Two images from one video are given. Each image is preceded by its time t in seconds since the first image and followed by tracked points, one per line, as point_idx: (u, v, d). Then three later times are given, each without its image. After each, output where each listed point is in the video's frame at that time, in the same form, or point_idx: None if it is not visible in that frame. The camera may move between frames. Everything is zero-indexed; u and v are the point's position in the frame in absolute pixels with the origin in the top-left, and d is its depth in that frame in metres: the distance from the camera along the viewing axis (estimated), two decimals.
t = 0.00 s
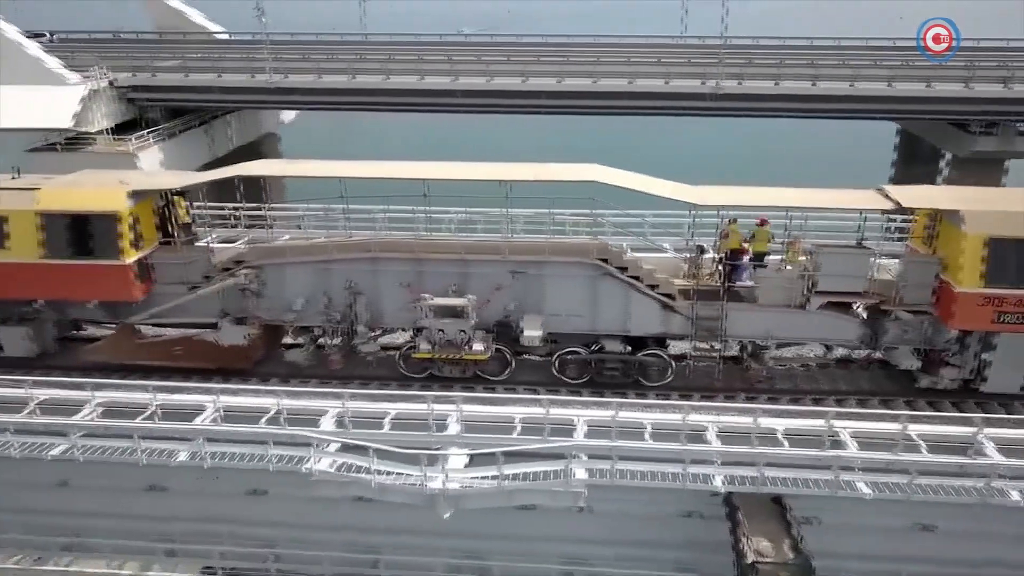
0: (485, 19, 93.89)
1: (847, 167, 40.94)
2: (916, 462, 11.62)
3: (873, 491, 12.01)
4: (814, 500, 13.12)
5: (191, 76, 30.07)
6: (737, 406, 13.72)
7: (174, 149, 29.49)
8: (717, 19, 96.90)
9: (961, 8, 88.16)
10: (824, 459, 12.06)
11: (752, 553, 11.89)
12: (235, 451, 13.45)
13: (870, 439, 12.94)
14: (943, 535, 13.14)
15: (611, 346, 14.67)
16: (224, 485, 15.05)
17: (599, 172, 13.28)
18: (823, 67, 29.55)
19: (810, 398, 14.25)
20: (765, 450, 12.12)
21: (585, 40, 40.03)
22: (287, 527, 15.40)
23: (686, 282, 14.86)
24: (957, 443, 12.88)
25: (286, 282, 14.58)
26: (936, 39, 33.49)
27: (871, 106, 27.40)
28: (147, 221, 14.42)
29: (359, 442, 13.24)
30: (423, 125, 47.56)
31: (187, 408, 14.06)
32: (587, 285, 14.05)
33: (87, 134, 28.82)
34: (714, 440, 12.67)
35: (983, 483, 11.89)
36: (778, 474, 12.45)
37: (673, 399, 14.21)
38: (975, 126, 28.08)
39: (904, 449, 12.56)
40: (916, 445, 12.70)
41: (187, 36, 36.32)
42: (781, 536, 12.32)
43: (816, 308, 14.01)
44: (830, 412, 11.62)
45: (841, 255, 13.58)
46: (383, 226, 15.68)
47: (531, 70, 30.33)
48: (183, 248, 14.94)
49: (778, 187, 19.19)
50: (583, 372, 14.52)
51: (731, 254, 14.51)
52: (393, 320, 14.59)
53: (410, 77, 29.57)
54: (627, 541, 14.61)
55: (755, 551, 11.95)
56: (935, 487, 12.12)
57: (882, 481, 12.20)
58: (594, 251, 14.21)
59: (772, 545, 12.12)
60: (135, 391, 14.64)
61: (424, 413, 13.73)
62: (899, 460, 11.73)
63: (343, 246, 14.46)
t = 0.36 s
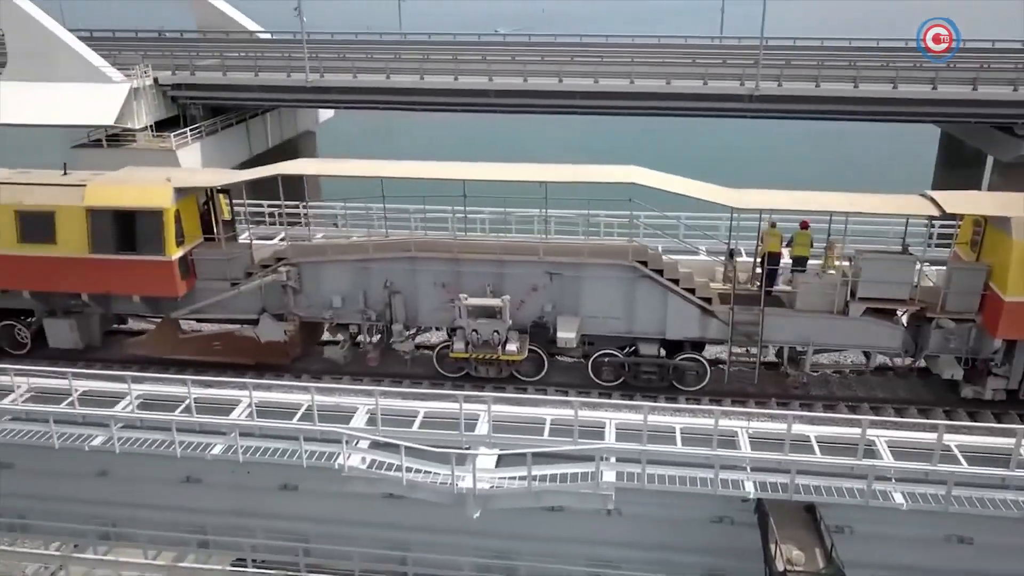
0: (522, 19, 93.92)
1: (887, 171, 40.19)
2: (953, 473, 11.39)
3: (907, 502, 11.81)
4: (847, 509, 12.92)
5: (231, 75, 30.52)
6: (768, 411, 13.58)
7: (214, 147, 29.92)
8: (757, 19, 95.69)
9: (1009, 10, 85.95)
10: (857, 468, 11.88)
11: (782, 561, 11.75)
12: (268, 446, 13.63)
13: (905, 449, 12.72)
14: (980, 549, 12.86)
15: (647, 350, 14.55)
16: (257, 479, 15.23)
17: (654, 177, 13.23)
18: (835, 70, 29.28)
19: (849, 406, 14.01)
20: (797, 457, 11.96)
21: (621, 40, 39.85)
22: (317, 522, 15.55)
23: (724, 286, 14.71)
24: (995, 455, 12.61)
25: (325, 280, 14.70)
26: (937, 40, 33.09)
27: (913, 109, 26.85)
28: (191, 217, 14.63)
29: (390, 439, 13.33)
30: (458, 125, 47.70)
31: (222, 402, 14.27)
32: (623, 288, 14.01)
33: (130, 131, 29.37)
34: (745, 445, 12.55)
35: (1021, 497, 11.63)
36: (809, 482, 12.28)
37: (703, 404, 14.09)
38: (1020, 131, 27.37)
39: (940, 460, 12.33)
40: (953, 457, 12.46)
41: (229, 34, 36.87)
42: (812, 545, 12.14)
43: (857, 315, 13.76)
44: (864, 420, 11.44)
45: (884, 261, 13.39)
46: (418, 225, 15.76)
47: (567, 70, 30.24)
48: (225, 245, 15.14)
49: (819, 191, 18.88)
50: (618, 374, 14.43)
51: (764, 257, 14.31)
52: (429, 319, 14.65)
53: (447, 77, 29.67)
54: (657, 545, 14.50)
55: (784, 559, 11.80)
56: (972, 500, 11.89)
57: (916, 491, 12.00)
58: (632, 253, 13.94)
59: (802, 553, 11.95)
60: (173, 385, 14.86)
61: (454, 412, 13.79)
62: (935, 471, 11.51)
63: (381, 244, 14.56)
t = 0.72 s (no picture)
0: (557, 19, 93.89)
1: (927, 175, 39.44)
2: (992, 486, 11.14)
3: (945, 513, 11.59)
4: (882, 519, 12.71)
5: (271, 73, 30.92)
6: (802, 418, 13.42)
7: (252, 144, 30.32)
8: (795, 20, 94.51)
9: None
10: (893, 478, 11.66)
11: (814, 570, 11.55)
12: (301, 441, 13.80)
13: (943, 460, 12.47)
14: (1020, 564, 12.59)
15: (684, 354, 14.43)
16: (289, 473, 15.40)
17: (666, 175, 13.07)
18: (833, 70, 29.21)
19: (888, 415, 13.77)
20: (830, 465, 11.81)
21: (658, 41, 39.58)
22: (347, 518, 15.68)
23: (764, 291, 14.54)
24: None
25: (364, 279, 14.79)
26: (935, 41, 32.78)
27: (957, 113, 26.31)
28: (233, 215, 14.83)
29: (421, 437, 13.42)
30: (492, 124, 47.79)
31: (256, 397, 14.47)
32: (661, 291, 13.91)
33: (171, 128, 29.90)
34: (778, 452, 12.40)
35: None
36: (842, 490, 12.12)
37: (736, 409, 13.95)
38: None
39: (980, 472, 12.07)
40: (993, 470, 12.18)
41: (269, 34, 37.35)
42: (845, 555, 11.93)
43: (901, 322, 13.49)
44: (900, 429, 11.23)
45: (930, 268, 13.12)
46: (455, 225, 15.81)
47: (603, 71, 30.10)
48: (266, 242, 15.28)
49: (862, 195, 18.56)
50: (654, 378, 14.34)
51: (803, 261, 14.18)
52: (465, 318, 14.68)
53: (482, 77, 29.75)
54: (687, 550, 14.37)
55: (816, 568, 11.60)
56: (1012, 514, 11.63)
57: (954, 504, 11.76)
58: (672, 256, 13.85)
59: (834, 563, 11.74)
60: (210, 379, 15.10)
61: (484, 412, 13.83)
62: (973, 482, 11.27)
63: (419, 243, 14.63)
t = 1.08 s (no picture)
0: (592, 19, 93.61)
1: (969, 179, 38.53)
2: None
3: (981, 525, 11.37)
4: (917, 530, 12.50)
5: (307, 72, 31.27)
6: (836, 424, 13.24)
7: (288, 142, 30.67)
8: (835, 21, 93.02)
9: None
10: (928, 488, 11.47)
11: None
12: (332, 437, 13.95)
13: (980, 470, 12.22)
14: None
15: (720, 357, 14.33)
16: (319, 468, 15.73)
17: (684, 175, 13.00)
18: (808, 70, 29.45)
19: (927, 424, 13.52)
20: (864, 473, 11.64)
21: (693, 41, 39.29)
22: (376, 514, 15.79)
23: (803, 296, 14.38)
24: None
25: (400, 278, 14.90)
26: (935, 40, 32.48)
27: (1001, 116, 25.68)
28: (273, 212, 15.01)
29: (450, 435, 13.49)
30: (526, 124, 47.80)
31: (289, 392, 14.65)
32: (698, 293, 13.82)
33: (210, 126, 30.36)
34: (810, 458, 12.26)
35: None
36: (876, 499, 11.95)
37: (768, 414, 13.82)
38: None
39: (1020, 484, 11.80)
40: None
41: (306, 33, 37.77)
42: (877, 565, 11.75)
43: (944, 330, 13.22)
44: (936, 437, 11.03)
45: (977, 276, 12.87)
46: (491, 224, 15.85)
47: (637, 72, 29.93)
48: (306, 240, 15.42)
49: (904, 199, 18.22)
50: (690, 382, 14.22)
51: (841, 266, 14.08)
52: (500, 318, 14.72)
53: (516, 77, 29.77)
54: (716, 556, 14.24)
55: None
56: None
57: (992, 516, 11.54)
58: (709, 259, 13.77)
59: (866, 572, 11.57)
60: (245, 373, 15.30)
61: (513, 411, 13.88)
62: (1011, 494, 11.03)
63: (455, 242, 14.69)
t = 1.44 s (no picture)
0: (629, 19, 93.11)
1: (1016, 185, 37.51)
2: None
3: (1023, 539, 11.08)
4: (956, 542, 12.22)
5: (346, 71, 31.56)
6: (874, 432, 13.01)
7: (326, 141, 31.02)
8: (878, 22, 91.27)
9: None
10: (968, 499, 11.21)
11: None
12: (365, 433, 14.06)
13: None
14: None
15: (760, 363, 14.17)
16: (351, 463, 16.34)
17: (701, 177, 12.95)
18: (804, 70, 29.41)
19: (970, 434, 13.20)
20: (900, 482, 11.44)
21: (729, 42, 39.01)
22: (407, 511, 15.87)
23: (847, 302, 14.13)
24: None
25: (439, 277, 15.00)
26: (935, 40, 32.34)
27: None
28: (315, 210, 15.15)
29: (482, 434, 13.52)
30: (561, 124, 47.69)
31: (324, 388, 14.79)
32: (738, 297, 13.72)
33: (250, 124, 30.83)
34: (845, 466, 12.06)
35: None
36: (913, 509, 11.73)
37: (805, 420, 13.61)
38: None
39: None
40: None
41: (345, 32, 38.12)
42: None
43: (994, 339, 12.87)
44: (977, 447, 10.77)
45: None
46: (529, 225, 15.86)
47: (673, 72, 29.75)
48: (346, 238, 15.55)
49: (950, 205, 17.84)
50: (729, 387, 14.08)
51: (884, 273, 13.96)
52: (537, 319, 14.73)
53: (553, 77, 29.71)
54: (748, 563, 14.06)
55: None
56: None
57: None
58: (751, 263, 13.66)
59: None
60: (282, 368, 15.49)
61: (545, 412, 13.86)
62: None
63: (493, 243, 14.70)
